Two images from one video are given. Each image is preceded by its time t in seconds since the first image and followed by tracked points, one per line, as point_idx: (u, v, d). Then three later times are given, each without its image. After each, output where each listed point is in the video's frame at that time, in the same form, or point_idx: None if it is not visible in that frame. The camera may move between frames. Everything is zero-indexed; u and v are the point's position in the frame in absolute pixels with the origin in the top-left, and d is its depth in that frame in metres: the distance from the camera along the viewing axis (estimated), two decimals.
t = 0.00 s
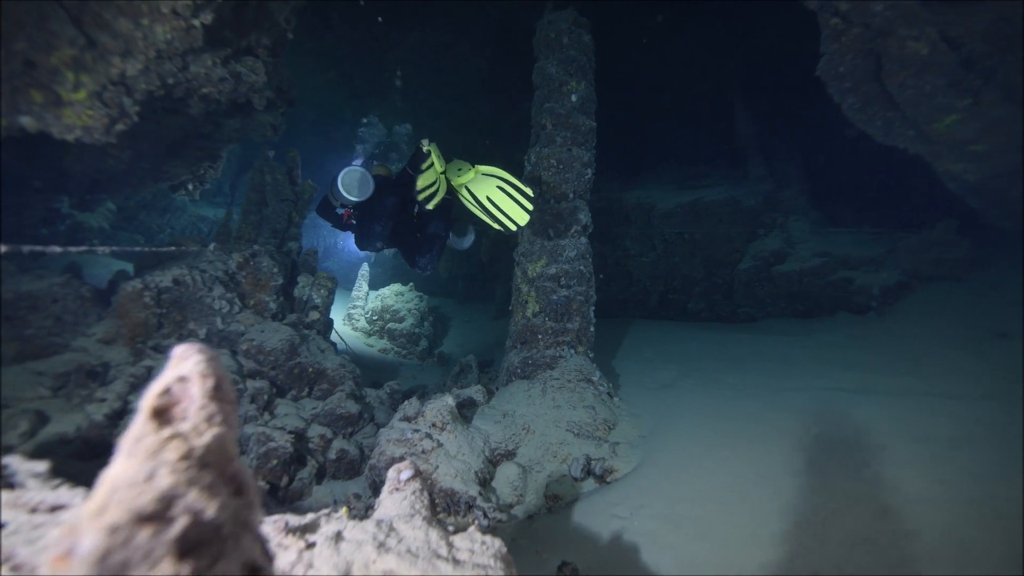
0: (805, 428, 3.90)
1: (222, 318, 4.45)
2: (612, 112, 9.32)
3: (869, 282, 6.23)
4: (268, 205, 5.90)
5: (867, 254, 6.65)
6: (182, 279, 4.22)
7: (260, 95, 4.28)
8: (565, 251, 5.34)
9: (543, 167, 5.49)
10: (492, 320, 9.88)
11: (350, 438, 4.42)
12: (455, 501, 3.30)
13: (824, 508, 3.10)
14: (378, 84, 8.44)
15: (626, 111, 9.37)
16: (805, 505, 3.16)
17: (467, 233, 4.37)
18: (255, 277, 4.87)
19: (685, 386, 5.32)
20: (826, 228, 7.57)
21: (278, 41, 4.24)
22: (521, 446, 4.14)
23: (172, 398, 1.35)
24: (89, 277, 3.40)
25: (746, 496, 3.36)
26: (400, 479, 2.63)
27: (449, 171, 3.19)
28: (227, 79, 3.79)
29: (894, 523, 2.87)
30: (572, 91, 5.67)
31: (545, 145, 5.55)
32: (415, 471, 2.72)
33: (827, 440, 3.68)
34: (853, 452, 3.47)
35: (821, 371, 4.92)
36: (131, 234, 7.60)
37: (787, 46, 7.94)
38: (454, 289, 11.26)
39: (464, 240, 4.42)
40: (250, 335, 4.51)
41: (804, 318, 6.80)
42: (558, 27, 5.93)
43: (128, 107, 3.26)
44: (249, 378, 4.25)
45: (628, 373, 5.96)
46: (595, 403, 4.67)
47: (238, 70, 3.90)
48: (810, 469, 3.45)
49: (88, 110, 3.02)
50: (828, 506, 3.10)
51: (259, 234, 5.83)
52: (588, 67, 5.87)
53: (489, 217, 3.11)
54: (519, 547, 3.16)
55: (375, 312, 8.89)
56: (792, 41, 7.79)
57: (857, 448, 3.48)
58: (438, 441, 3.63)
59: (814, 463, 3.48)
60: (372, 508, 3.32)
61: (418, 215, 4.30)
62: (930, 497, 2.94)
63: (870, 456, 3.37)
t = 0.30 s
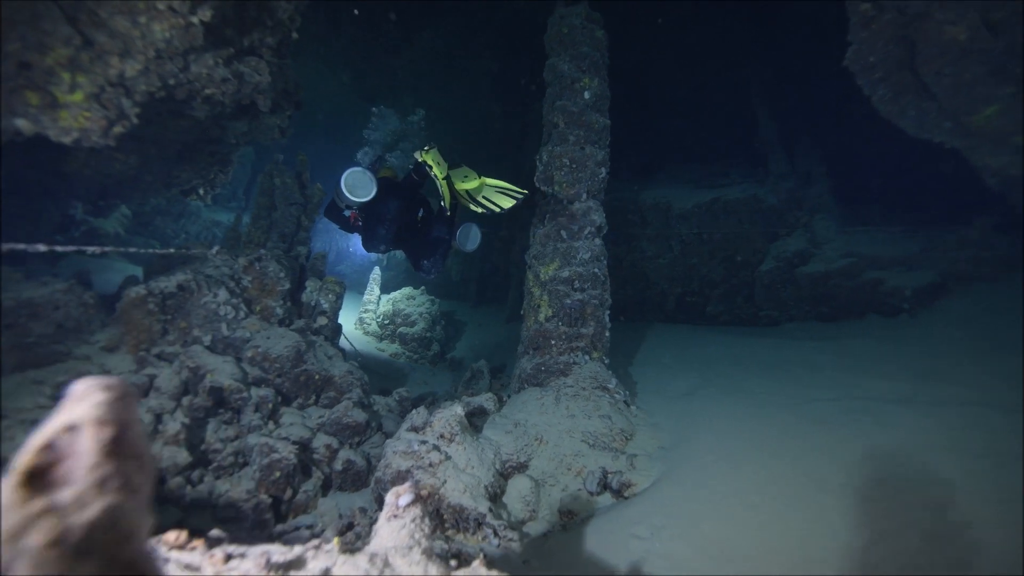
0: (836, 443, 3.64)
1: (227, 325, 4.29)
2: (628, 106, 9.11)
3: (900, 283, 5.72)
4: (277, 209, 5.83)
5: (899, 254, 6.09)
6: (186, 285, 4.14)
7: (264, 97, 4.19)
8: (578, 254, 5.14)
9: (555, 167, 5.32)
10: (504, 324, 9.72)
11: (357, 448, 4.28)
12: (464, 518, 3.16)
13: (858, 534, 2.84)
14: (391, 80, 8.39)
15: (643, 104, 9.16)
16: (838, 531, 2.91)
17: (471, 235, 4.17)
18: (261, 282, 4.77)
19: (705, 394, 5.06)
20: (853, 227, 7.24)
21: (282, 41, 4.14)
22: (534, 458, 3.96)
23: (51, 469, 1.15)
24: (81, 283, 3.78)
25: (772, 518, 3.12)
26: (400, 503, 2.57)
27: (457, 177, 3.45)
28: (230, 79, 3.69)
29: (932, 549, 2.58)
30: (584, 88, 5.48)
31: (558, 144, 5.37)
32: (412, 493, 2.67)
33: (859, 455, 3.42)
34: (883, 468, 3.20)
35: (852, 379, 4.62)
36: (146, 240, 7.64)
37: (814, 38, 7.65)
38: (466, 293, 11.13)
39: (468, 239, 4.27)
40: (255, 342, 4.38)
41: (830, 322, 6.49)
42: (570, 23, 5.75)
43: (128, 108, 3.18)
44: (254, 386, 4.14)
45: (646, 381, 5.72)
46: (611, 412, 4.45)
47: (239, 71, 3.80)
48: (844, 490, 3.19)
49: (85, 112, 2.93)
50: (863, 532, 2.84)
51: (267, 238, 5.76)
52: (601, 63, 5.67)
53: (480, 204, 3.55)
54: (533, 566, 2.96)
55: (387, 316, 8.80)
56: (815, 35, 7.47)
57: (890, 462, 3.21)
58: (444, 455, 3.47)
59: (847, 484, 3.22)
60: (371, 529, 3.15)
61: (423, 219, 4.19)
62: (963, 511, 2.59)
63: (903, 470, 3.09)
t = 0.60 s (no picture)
0: (870, 447, 3.40)
1: (231, 333, 4.21)
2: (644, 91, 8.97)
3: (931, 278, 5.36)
4: (283, 215, 5.74)
5: (924, 247, 5.64)
6: (188, 293, 4.06)
7: (264, 99, 4.09)
8: (592, 255, 4.91)
9: (566, 165, 5.14)
10: (517, 327, 9.54)
11: (365, 460, 4.13)
12: (475, 536, 2.99)
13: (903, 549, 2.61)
14: (398, 72, 8.31)
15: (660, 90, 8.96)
16: (879, 546, 2.68)
17: (476, 239, 4.05)
18: (265, 289, 4.67)
19: (730, 399, 4.81)
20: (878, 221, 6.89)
21: (282, 41, 4.03)
22: (549, 469, 3.77)
23: None
24: (92, 292, 3.31)
25: (806, 532, 2.91)
26: (397, 535, 2.58)
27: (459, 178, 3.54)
28: (227, 81, 3.63)
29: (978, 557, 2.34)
30: (595, 82, 5.28)
31: (569, 140, 5.18)
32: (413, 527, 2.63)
33: (894, 459, 3.18)
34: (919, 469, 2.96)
35: (886, 381, 4.33)
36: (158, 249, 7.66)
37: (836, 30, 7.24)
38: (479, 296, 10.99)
39: (474, 241, 4.15)
40: (260, 350, 4.27)
41: (857, 321, 6.19)
42: (578, 15, 5.55)
43: (120, 111, 3.10)
44: (258, 396, 4.02)
45: (665, 386, 5.46)
46: (628, 419, 4.24)
47: (239, 72, 3.73)
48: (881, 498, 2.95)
49: (75, 116, 2.85)
50: (907, 545, 2.61)
51: (274, 245, 5.67)
52: (612, 56, 5.47)
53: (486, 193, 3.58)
54: None
55: (397, 321, 8.70)
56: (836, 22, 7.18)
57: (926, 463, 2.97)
58: (454, 467, 3.29)
59: (883, 491, 2.99)
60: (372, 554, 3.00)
61: (426, 223, 4.06)
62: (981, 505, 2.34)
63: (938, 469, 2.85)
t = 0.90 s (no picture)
0: (889, 446, 3.21)
1: (228, 338, 4.07)
2: (654, 79, 8.94)
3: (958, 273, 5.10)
4: (284, 216, 5.62)
5: (950, 239, 5.37)
6: (184, 297, 3.95)
7: (259, 95, 3.95)
8: (602, 252, 4.70)
9: (574, 159, 4.94)
10: (525, 328, 9.36)
11: (367, 468, 3.98)
12: (482, 552, 2.81)
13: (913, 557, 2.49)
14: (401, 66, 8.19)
15: (670, 78, 8.92)
16: (898, 555, 2.53)
17: (479, 239, 3.89)
18: (264, 292, 4.55)
19: (749, 401, 4.58)
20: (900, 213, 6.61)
21: (275, 35, 3.89)
22: (559, 478, 3.59)
23: None
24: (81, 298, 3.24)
25: (822, 542, 2.76)
26: (392, 566, 2.54)
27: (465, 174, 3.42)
28: (219, 76, 3.53)
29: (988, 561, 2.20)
30: (602, 73, 5.08)
31: (576, 134, 4.99)
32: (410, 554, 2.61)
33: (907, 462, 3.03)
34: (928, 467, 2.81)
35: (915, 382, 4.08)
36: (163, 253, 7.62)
37: (852, 13, 6.97)
38: (486, 296, 10.84)
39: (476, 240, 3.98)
40: (259, 355, 4.12)
41: (878, 318, 5.94)
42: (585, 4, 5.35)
43: (105, 109, 2.98)
44: (256, 404, 3.87)
45: (680, 388, 5.25)
46: (643, 424, 4.04)
47: (230, 67, 3.64)
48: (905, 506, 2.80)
49: (56, 113, 2.74)
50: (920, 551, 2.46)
51: (275, 246, 5.55)
52: (620, 45, 5.26)
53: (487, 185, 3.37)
54: None
55: (403, 322, 8.57)
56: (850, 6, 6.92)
57: (937, 462, 2.82)
58: (457, 477, 3.11)
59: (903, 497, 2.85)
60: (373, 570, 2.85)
61: (426, 223, 3.96)
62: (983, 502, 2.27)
63: (950, 469, 2.70)
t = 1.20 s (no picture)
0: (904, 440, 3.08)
1: (221, 336, 3.96)
2: (658, 67, 8.75)
3: (978, 262, 4.92)
4: (280, 210, 5.48)
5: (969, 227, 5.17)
6: (173, 294, 3.82)
7: (248, 84, 3.80)
8: (607, 243, 4.53)
9: (578, 147, 4.76)
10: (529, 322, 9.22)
11: (367, 469, 3.84)
12: (486, 559, 2.69)
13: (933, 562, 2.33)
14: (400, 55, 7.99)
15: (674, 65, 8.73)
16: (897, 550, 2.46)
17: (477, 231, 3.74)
18: (259, 289, 4.41)
19: (761, 397, 4.42)
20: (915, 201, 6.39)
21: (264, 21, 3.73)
22: (566, 479, 3.45)
23: None
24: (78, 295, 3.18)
25: (821, 536, 2.69)
26: None
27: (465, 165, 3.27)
28: (205, 62, 3.40)
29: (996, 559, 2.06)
30: (607, 58, 4.88)
31: (579, 121, 4.80)
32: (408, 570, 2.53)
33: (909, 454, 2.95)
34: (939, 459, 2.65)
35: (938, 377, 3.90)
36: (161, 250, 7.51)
37: None
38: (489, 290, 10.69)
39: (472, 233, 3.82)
40: (254, 353, 3.99)
41: (891, 309, 5.76)
42: None
43: (84, 98, 2.84)
44: (249, 404, 3.75)
45: (689, 384, 5.09)
46: (652, 422, 3.88)
47: (216, 53, 3.47)
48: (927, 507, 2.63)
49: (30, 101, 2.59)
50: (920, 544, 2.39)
51: (271, 241, 5.40)
52: (625, 28, 5.05)
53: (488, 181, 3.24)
54: None
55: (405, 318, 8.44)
56: None
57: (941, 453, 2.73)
58: (460, 479, 2.98)
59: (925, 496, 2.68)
60: None
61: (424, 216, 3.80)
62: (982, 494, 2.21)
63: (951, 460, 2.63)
